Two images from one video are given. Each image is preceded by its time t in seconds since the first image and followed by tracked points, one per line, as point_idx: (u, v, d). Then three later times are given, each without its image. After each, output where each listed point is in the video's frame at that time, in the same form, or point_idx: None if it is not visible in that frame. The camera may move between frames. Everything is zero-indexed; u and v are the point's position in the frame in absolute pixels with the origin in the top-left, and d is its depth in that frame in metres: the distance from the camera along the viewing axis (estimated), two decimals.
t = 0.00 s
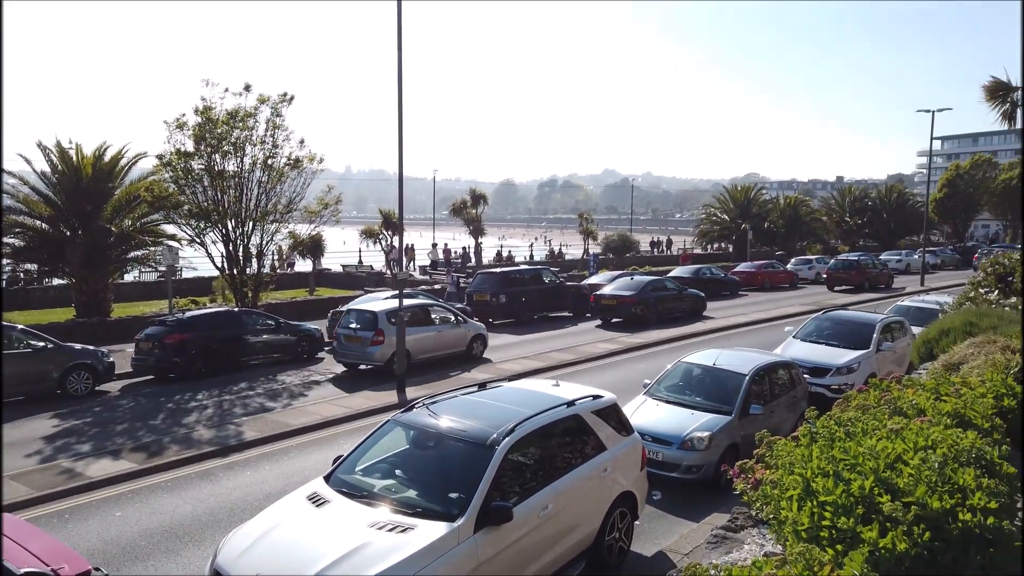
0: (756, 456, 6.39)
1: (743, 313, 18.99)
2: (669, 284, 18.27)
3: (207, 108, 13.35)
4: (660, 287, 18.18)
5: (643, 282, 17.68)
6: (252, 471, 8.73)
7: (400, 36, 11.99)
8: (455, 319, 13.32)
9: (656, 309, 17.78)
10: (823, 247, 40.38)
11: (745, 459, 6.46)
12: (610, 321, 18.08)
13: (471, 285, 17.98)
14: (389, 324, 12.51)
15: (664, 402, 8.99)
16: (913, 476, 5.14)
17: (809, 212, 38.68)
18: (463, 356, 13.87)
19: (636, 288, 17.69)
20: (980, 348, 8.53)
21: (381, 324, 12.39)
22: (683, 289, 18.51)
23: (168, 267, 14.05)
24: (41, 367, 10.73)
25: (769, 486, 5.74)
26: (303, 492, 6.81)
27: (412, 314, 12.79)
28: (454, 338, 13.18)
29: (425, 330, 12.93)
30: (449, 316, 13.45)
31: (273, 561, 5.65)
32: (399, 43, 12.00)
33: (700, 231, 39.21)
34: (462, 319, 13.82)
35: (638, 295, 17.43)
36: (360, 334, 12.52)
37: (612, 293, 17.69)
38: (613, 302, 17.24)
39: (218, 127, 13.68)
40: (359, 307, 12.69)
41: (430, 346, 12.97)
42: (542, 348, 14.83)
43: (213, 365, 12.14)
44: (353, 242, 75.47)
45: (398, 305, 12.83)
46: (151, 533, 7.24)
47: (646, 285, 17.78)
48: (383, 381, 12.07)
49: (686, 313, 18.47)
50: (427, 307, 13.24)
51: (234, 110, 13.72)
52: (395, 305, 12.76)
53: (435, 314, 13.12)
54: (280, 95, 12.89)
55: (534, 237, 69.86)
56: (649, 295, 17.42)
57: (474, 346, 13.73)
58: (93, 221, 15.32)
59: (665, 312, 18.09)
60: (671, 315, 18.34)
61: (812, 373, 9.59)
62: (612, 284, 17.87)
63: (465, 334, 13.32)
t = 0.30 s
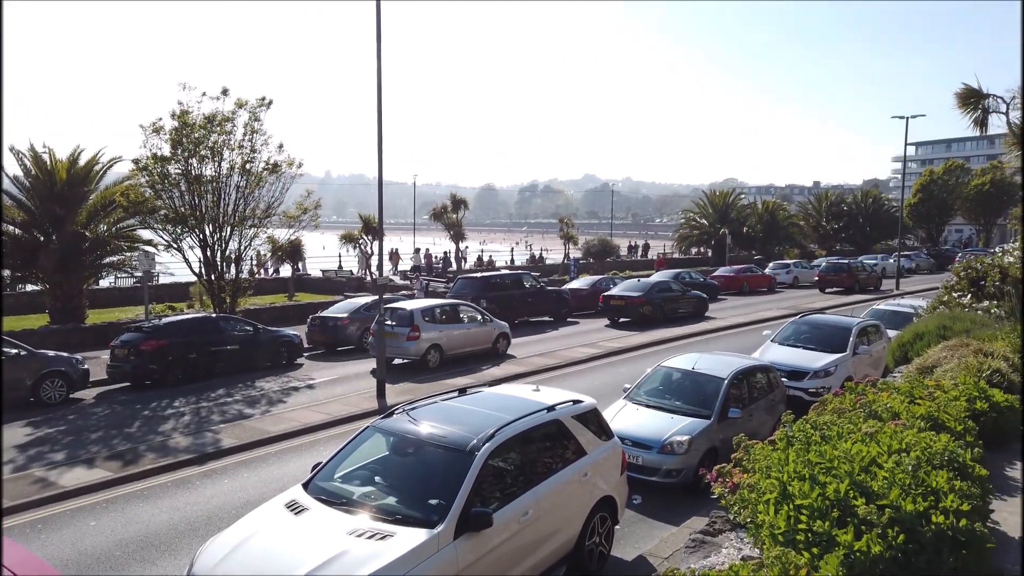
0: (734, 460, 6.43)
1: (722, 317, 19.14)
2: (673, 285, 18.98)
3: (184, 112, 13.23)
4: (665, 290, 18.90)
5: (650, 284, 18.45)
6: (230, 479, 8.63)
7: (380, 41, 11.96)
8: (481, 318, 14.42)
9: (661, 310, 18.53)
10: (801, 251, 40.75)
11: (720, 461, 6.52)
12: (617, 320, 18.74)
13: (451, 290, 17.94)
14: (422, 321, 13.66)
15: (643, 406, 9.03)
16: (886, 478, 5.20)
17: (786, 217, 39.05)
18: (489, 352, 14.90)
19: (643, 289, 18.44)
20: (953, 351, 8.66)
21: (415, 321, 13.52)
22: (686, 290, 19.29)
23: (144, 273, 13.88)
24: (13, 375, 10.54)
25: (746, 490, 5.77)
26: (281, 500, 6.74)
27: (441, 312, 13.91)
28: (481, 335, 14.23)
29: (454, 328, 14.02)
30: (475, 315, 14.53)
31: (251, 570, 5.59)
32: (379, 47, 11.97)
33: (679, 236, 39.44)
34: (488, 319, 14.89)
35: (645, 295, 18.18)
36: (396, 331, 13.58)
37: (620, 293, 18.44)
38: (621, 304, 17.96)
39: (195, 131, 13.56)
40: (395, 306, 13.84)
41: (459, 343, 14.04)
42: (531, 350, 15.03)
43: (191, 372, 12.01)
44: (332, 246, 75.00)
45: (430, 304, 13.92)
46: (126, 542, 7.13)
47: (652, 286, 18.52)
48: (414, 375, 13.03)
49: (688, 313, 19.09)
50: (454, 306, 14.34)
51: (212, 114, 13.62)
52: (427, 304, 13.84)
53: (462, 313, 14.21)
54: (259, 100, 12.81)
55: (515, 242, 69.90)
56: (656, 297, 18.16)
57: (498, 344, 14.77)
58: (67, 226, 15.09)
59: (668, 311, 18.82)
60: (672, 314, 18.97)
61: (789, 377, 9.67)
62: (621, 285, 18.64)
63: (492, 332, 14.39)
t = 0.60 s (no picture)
0: (718, 464, 6.45)
1: (708, 321, 19.19)
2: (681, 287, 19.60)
3: (169, 116, 13.17)
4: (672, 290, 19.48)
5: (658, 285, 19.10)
6: (213, 485, 8.56)
7: (366, 45, 11.96)
8: (506, 317, 14.85)
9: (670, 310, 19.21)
10: (786, 256, 40.97)
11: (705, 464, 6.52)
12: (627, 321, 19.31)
13: (438, 295, 17.90)
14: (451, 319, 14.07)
15: (630, 411, 9.03)
16: (869, 482, 5.22)
17: (772, 221, 39.25)
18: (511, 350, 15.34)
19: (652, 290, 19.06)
20: (935, 355, 8.72)
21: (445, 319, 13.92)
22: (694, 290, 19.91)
23: (128, 277, 13.78)
24: None
25: (730, 494, 5.78)
26: (266, 506, 6.69)
27: (469, 311, 14.31)
28: (507, 333, 14.70)
29: (481, 325, 14.42)
30: (500, 313, 14.90)
31: None
32: (365, 51, 11.96)
33: (665, 240, 39.55)
34: (511, 317, 15.35)
35: (655, 296, 18.83)
36: (427, 329, 14.01)
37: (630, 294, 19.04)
38: (633, 305, 18.59)
39: (180, 135, 13.50)
40: (425, 306, 14.21)
41: (486, 340, 14.46)
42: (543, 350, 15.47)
43: (175, 377, 11.92)
44: (319, 251, 74.61)
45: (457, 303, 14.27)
46: (109, 550, 7.05)
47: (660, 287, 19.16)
48: (442, 371, 13.48)
49: (695, 313, 19.59)
50: (480, 306, 14.73)
51: (196, 118, 13.56)
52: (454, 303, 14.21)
53: (488, 312, 14.62)
54: (244, 104, 12.76)
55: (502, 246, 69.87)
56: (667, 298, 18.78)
57: (521, 342, 15.26)
58: (50, 230, 14.95)
59: (677, 312, 19.44)
60: (677, 314, 19.48)
61: (775, 380, 9.71)
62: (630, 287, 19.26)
63: (517, 330, 14.85)
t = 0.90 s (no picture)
0: (700, 469, 6.47)
1: (692, 326, 19.27)
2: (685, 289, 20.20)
3: (150, 121, 13.09)
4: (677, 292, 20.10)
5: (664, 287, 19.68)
6: (195, 494, 8.48)
7: (349, 50, 11.94)
8: (525, 316, 15.55)
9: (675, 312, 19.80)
10: (770, 260, 41.22)
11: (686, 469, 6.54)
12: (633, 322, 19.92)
13: (423, 300, 17.87)
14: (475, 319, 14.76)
15: (614, 415, 9.04)
16: (847, 486, 5.24)
17: (755, 226, 39.49)
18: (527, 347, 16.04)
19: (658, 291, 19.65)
20: (915, 358, 8.80)
21: (471, 319, 14.57)
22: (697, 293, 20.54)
23: (109, 283, 13.66)
24: None
25: (711, 499, 5.80)
26: (247, 514, 6.64)
27: (493, 311, 14.99)
28: (528, 332, 15.42)
29: (502, 325, 15.11)
30: (520, 314, 15.63)
31: None
32: (348, 56, 11.95)
33: (650, 245, 39.69)
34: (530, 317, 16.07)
35: (661, 297, 19.39)
36: (454, 328, 14.67)
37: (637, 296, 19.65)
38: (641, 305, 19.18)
39: (161, 139, 13.42)
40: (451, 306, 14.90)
41: (508, 339, 15.16)
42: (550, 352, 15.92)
43: (156, 384, 11.82)
44: (304, 255, 74.19)
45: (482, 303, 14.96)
46: (87, 560, 6.96)
47: (666, 289, 19.77)
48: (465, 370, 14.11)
49: (683, 317, 19.81)
50: (502, 306, 15.45)
51: (178, 123, 13.49)
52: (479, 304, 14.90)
53: (509, 313, 15.29)
54: (226, 109, 12.70)
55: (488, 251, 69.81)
56: (672, 300, 19.43)
57: (539, 340, 16.01)
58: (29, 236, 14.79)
59: (681, 313, 20.05)
60: (679, 315, 19.98)
61: (758, 385, 9.75)
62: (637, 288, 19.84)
63: (535, 329, 15.57)
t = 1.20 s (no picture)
0: (685, 473, 6.48)
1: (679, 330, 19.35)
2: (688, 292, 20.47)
3: (134, 125, 13.02)
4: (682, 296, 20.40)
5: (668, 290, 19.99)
6: (177, 502, 8.39)
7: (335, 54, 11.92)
8: (539, 318, 16.37)
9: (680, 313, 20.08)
10: (755, 265, 41.48)
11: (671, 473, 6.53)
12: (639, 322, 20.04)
13: (409, 304, 17.85)
14: (495, 319, 15.63)
15: (600, 420, 9.05)
16: (830, 490, 5.25)
17: (741, 231, 39.74)
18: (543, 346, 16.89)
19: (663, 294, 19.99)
20: (898, 363, 8.87)
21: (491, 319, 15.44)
22: (700, 295, 20.91)
23: (92, 289, 13.54)
24: None
25: (696, 503, 5.80)
26: (230, 522, 6.58)
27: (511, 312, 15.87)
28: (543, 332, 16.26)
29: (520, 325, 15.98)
30: (537, 314, 16.51)
31: None
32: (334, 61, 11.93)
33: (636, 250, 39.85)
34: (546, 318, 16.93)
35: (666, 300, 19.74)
36: (475, 328, 15.55)
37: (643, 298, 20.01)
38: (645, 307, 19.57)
39: (145, 144, 13.35)
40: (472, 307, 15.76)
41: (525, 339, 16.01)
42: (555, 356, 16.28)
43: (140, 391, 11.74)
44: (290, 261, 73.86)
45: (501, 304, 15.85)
46: (66, 570, 6.86)
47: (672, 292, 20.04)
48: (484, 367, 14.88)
49: (670, 322, 19.89)
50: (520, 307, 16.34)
51: (162, 127, 13.41)
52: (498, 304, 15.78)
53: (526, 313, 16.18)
54: (211, 113, 12.63)
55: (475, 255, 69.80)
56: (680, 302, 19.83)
57: (554, 339, 16.84)
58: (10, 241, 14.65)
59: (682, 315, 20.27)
60: (685, 318, 20.27)
61: (743, 389, 9.80)
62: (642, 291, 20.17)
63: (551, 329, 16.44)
